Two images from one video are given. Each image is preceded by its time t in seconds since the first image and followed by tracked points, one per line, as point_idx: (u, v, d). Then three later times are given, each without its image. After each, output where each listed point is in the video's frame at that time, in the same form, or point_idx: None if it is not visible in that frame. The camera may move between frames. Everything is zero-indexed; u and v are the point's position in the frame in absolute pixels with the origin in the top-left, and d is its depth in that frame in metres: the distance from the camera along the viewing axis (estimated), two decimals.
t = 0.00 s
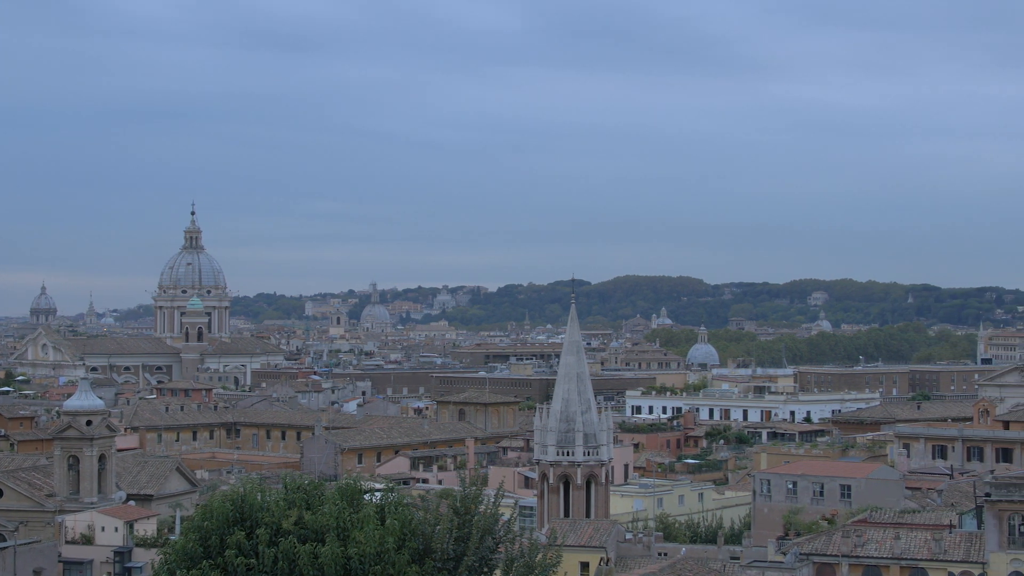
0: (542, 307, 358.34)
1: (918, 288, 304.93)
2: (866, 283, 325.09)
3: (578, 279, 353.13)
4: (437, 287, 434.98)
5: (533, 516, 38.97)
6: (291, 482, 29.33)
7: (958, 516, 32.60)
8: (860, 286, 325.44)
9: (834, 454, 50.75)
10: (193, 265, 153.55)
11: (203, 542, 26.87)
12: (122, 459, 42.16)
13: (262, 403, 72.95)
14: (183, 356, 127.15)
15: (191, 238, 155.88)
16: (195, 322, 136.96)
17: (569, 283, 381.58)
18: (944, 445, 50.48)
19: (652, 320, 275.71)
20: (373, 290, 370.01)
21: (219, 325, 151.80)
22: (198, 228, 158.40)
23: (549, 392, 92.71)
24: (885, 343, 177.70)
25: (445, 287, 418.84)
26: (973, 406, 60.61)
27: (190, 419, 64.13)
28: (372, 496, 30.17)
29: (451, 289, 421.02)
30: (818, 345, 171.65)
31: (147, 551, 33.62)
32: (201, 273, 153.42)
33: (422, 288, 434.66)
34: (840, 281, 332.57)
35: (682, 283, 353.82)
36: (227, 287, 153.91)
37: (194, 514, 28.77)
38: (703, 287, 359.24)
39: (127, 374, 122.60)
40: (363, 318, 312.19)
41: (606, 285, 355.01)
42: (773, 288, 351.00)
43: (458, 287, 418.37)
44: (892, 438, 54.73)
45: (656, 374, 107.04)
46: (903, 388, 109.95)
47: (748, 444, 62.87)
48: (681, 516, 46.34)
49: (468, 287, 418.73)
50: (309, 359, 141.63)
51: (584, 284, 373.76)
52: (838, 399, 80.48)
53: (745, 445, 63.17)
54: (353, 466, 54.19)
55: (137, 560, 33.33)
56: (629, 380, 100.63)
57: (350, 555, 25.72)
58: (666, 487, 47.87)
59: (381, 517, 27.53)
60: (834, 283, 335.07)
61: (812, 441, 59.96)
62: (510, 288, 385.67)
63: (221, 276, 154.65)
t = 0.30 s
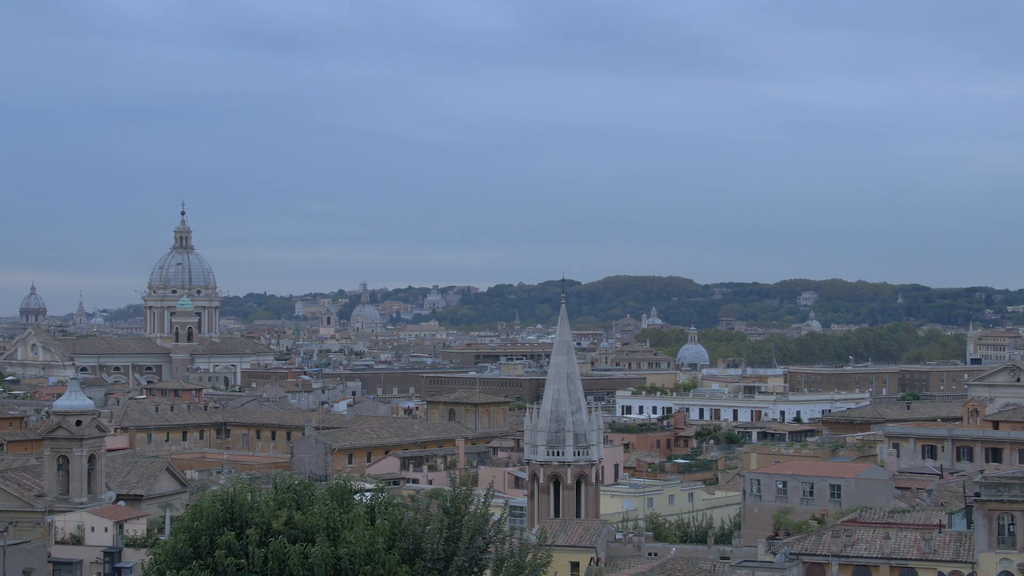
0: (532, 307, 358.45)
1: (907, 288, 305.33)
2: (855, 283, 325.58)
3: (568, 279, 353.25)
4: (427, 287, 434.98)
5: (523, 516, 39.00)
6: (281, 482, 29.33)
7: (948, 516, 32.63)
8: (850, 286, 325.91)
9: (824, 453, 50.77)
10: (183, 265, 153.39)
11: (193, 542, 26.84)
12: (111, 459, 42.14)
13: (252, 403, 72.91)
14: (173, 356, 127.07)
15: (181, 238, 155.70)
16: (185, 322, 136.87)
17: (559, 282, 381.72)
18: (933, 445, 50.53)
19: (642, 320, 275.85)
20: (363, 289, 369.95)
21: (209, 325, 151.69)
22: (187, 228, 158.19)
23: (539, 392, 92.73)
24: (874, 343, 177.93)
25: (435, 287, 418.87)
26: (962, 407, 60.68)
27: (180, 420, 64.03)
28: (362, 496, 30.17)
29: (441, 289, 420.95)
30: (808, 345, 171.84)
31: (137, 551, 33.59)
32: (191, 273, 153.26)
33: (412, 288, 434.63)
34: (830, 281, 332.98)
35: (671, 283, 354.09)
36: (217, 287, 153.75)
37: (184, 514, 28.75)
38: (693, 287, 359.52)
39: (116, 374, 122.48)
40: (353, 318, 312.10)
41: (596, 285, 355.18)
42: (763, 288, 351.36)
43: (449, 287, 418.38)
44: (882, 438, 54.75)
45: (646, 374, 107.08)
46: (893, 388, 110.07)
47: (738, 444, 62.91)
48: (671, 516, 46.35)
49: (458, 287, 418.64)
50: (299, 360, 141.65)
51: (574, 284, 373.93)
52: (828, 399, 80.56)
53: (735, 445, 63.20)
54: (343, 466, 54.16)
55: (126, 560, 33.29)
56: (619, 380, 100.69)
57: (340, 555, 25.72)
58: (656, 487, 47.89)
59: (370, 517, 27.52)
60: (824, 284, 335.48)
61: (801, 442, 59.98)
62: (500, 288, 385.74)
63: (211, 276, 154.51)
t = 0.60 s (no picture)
0: (521, 307, 358.59)
1: (897, 288, 305.77)
2: (845, 283, 326.05)
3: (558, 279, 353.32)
4: (416, 287, 434.88)
5: (513, 516, 39.02)
6: (271, 482, 29.32)
7: (936, 515, 32.67)
8: (839, 286, 326.37)
9: (813, 453, 50.81)
10: (173, 265, 153.19)
11: (182, 542, 26.82)
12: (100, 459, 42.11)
13: (241, 403, 72.93)
14: (162, 356, 126.99)
15: (170, 238, 155.48)
16: (174, 322, 136.73)
17: (549, 282, 381.78)
18: (922, 445, 50.60)
19: (632, 320, 275.96)
20: (353, 289, 369.82)
21: (198, 325, 151.62)
22: (177, 228, 157.96)
23: (529, 392, 92.77)
24: (864, 343, 178.20)
25: (425, 287, 418.90)
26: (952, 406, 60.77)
27: (170, 420, 63.96)
28: (351, 497, 30.17)
29: (431, 289, 420.88)
30: (798, 345, 172.07)
31: (126, 552, 33.57)
32: (180, 273, 153.07)
33: (402, 288, 434.60)
34: (819, 282, 333.43)
35: (661, 283, 354.42)
36: (207, 287, 153.59)
37: (173, 514, 28.72)
38: (683, 287, 359.79)
39: (106, 374, 122.35)
40: (343, 318, 311.91)
41: (586, 285, 355.37)
42: (753, 288, 351.73)
43: (438, 288, 418.44)
44: (871, 438, 54.80)
45: (636, 374, 107.16)
46: (882, 388, 110.21)
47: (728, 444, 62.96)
48: (661, 516, 46.37)
49: (448, 287, 418.53)
50: (288, 360, 141.66)
51: (564, 284, 374.04)
52: (818, 399, 80.66)
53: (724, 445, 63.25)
54: (332, 466, 54.11)
55: (116, 560, 33.21)
56: (609, 380, 100.78)
57: (330, 555, 25.70)
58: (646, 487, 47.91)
59: (360, 518, 27.54)
60: (814, 284, 335.91)
61: (791, 441, 60.00)
62: (489, 288, 385.75)
63: (200, 277, 154.36)
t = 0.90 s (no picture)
0: (510, 306, 358.73)
1: (885, 288, 306.24)
2: (833, 283, 326.51)
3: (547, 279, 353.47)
4: (405, 287, 434.93)
5: (501, 516, 39.04)
6: (260, 482, 29.32)
7: (925, 515, 32.72)
8: (827, 286, 326.83)
9: (802, 453, 50.86)
10: (162, 265, 153.01)
11: (170, 543, 26.79)
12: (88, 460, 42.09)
13: (230, 403, 72.92)
14: (151, 356, 126.90)
15: (158, 238, 155.27)
16: (162, 322, 136.67)
17: (538, 282, 381.80)
18: (910, 444, 50.69)
19: (621, 320, 276.14)
20: (341, 289, 369.70)
21: (186, 325, 151.50)
22: (165, 228, 157.77)
23: (517, 392, 92.79)
24: (852, 343, 178.45)
25: (414, 287, 418.92)
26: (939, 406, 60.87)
27: (158, 420, 63.89)
28: (340, 496, 30.16)
29: (420, 289, 420.86)
30: (786, 345, 172.26)
31: (114, 552, 33.54)
32: (168, 273, 152.90)
33: (390, 288, 434.67)
34: (808, 282, 333.84)
35: (650, 283, 354.78)
36: (195, 287, 153.45)
37: (162, 515, 28.70)
38: (672, 287, 360.07)
39: (94, 374, 122.25)
40: (332, 319, 311.81)
41: (575, 284, 355.60)
42: (741, 288, 352.13)
43: (427, 287, 418.53)
44: (859, 437, 54.85)
45: (625, 374, 107.25)
46: (870, 388, 110.36)
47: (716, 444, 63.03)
48: (649, 516, 46.41)
49: (437, 287, 418.46)
50: (276, 359, 141.66)
51: (553, 284, 374.10)
52: (806, 399, 80.75)
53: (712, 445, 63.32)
54: (321, 466, 54.09)
55: (104, 561, 33.20)
56: (597, 380, 100.86)
57: (318, 555, 25.69)
58: (634, 487, 47.93)
59: (349, 518, 27.54)
60: (802, 284, 336.37)
61: (779, 442, 60.03)
62: (478, 288, 385.75)
63: (189, 276, 154.18)
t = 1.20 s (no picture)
0: (498, 306, 358.82)
1: (872, 288, 306.73)
2: (821, 283, 326.99)
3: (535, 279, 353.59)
4: (392, 287, 434.93)
5: (489, 516, 39.05)
6: (247, 482, 29.30)
7: (912, 515, 32.77)
8: (814, 286, 327.34)
9: (789, 453, 50.88)
10: (149, 265, 152.75)
11: (158, 543, 26.75)
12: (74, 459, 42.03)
13: (218, 403, 72.87)
14: (138, 356, 126.76)
15: (146, 238, 155.00)
16: (150, 323, 136.50)
17: (525, 282, 381.87)
18: (898, 444, 50.75)
19: (609, 320, 276.36)
20: (328, 289, 369.42)
21: (174, 325, 151.31)
22: (153, 228, 157.51)
23: (505, 392, 92.82)
24: (839, 343, 178.72)
25: (401, 287, 418.87)
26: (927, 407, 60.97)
27: (145, 420, 63.79)
28: (327, 496, 30.16)
29: (407, 289, 420.80)
30: (773, 345, 172.43)
31: (100, 552, 33.52)
32: (156, 273, 152.63)
33: (378, 288, 434.65)
34: (795, 282, 334.29)
35: (637, 283, 355.10)
36: (183, 287, 153.24)
37: (149, 516, 28.66)
38: (659, 287, 360.31)
39: (81, 374, 122.07)
40: (319, 318, 311.63)
41: (562, 284, 355.79)
42: (729, 288, 352.52)
43: (415, 287, 418.52)
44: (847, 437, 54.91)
45: (612, 374, 107.31)
46: (857, 387, 110.52)
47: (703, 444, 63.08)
48: (637, 516, 46.44)
49: (425, 287, 418.28)
50: (263, 359, 141.59)
51: (541, 284, 374.20)
52: (793, 399, 80.85)
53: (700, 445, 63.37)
54: (309, 466, 54.03)
55: (91, 561, 33.15)
56: (585, 380, 100.91)
57: (305, 556, 25.67)
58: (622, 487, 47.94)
59: (336, 518, 27.54)
60: (790, 284, 336.79)
61: (766, 441, 60.05)
62: (466, 288, 385.69)
63: (176, 276, 153.95)
